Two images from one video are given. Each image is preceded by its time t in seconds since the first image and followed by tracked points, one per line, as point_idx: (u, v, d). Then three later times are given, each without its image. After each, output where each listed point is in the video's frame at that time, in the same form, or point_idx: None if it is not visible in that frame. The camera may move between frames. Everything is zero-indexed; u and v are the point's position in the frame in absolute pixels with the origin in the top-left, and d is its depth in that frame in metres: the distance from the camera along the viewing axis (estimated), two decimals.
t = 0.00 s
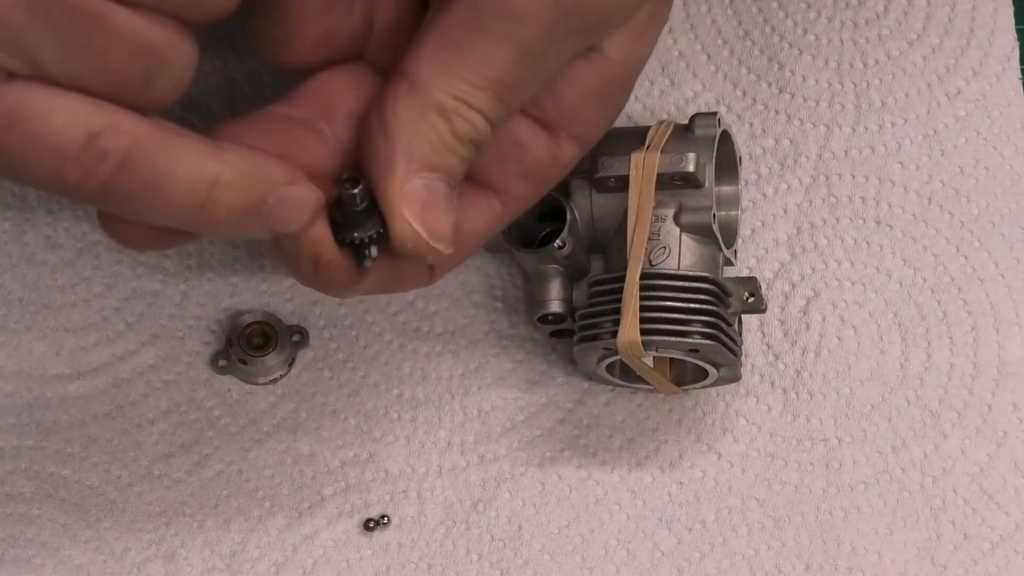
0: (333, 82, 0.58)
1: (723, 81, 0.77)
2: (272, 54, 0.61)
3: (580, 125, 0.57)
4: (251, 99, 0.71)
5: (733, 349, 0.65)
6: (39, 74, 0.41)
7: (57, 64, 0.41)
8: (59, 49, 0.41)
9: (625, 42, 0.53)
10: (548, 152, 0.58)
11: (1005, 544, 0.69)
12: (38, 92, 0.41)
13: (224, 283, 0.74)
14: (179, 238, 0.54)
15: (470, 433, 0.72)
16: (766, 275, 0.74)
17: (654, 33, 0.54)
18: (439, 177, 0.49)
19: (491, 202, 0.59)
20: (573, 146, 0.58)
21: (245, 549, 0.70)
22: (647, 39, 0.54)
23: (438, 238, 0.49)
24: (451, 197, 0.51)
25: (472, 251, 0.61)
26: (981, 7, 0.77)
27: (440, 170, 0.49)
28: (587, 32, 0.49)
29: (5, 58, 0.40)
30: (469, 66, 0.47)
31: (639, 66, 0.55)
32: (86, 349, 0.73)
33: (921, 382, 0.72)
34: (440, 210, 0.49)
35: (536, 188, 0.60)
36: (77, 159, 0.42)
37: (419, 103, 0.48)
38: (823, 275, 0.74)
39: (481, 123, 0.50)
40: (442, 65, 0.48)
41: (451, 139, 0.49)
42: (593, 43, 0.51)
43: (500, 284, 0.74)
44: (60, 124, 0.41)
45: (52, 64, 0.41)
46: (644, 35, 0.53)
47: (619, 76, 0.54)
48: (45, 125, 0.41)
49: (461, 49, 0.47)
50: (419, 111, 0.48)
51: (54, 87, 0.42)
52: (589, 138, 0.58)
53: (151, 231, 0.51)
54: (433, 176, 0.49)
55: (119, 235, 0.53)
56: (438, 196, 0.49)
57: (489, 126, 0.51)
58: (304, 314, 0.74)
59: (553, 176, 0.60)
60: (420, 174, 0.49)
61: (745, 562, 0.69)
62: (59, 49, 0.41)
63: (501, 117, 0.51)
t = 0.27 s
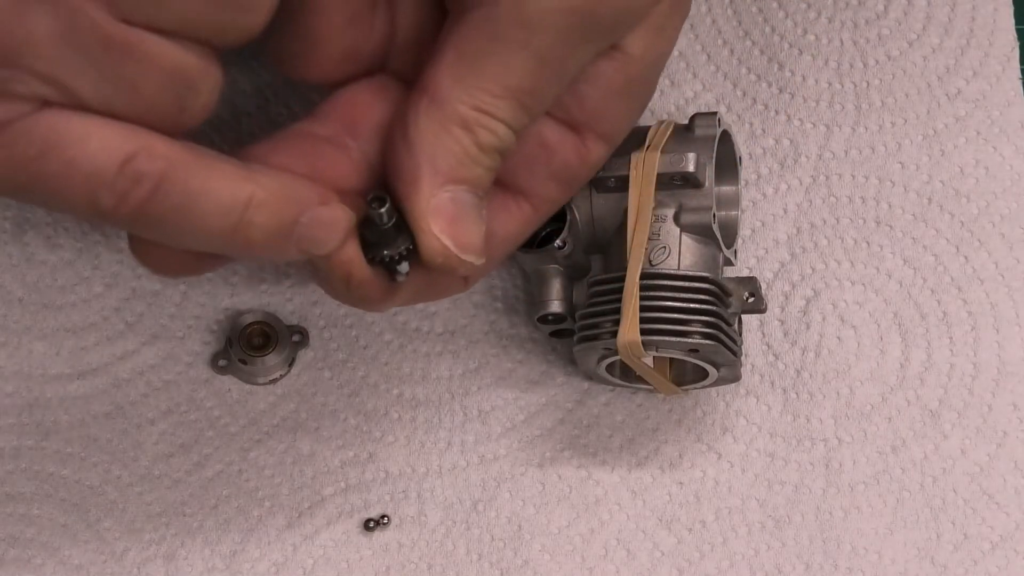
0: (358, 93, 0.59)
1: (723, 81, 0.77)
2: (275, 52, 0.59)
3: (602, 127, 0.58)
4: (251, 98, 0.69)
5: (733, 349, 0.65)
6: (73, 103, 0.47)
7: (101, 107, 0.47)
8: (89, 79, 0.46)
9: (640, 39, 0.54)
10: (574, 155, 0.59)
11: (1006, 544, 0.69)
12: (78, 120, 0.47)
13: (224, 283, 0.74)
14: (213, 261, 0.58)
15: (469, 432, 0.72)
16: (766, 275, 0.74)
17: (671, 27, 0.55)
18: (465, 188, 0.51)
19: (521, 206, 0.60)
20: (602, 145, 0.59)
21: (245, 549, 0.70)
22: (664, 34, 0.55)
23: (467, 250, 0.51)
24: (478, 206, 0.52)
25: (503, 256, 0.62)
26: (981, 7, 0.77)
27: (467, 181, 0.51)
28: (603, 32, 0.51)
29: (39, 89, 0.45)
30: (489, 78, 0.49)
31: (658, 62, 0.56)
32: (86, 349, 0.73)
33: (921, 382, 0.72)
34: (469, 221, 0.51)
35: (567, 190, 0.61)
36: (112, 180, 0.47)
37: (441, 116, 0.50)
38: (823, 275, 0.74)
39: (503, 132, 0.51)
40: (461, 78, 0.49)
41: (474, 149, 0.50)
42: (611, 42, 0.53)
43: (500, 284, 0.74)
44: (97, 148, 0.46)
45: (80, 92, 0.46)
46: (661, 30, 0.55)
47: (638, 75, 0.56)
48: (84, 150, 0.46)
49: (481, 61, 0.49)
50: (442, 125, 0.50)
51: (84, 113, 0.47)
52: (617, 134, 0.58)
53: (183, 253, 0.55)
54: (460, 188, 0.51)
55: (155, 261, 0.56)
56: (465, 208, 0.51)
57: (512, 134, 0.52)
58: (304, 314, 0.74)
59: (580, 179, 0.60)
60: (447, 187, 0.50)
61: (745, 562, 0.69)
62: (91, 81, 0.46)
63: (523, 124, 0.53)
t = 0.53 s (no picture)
0: (354, 100, 0.59)
1: (723, 81, 0.77)
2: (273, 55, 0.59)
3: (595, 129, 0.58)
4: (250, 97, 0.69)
5: (733, 349, 0.65)
6: (64, 109, 0.47)
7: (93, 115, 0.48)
8: (80, 85, 0.47)
9: (632, 41, 0.54)
10: (567, 156, 0.59)
11: (1005, 544, 0.69)
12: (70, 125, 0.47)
13: (224, 283, 0.74)
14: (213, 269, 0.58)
15: (470, 432, 0.72)
16: (766, 275, 0.74)
17: (663, 28, 0.55)
18: (458, 195, 0.51)
19: (513, 208, 0.60)
20: (592, 146, 0.59)
21: (245, 549, 0.70)
22: (656, 35, 0.55)
23: (461, 255, 0.51)
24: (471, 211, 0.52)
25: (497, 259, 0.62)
26: (981, 7, 0.77)
27: (459, 186, 0.51)
28: (594, 35, 0.50)
29: (32, 95, 0.46)
30: (481, 85, 0.49)
31: (650, 65, 0.56)
32: (86, 349, 0.73)
33: (921, 382, 0.72)
34: (463, 226, 0.51)
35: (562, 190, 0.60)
36: (102, 184, 0.47)
37: (434, 123, 0.49)
38: (823, 275, 0.74)
39: (495, 138, 0.51)
40: (453, 84, 0.49)
41: (467, 156, 0.50)
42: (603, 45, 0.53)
43: (500, 284, 0.74)
44: (89, 152, 0.47)
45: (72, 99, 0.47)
46: (653, 32, 0.55)
47: (631, 78, 0.55)
48: (74, 154, 0.47)
49: (473, 68, 0.48)
50: (435, 132, 0.49)
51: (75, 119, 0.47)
52: (609, 137, 0.58)
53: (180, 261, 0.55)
54: (453, 193, 0.51)
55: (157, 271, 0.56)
56: (458, 214, 0.51)
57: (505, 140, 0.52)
58: (304, 314, 0.74)
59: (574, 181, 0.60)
60: (439, 193, 0.50)
61: (745, 562, 0.69)
62: (83, 87, 0.47)
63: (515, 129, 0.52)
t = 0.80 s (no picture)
0: (372, 98, 0.60)
1: (723, 81, 0.77)
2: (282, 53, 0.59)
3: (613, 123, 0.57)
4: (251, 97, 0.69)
5: (733, 349, 0.65)
6: (87, 106, 0.49)
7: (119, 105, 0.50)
8: (104, 82, 0.48)
9: (650, 38, 0.54)
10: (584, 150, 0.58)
11: (1006, 544, 0.69)
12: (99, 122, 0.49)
13: (224, 283, 0.74)
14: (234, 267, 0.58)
15: (469, 432, 0.72)
16: (766, 275, 0.74)
17: (682, 24, 0.55)
18: (476, 190, 0.51)
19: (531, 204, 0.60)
20: (608, 142, 0.59)
21: (245, 548, 0.70)
22: (674, 32, 0.55)
23: (482, 253, 0.51)
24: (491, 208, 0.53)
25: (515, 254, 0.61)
26: (981, 7, 0.77)
27: (480, 185, 0.51)
28: (613, 32, 0.50)
29: (54, 91, 0.47)
30: (501, 83, 0.49)
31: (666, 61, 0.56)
32: (86, 349, 0.73)
33: (921, 382, 0.72)
34: (484, 224, 0.51)
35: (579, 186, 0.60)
36: (126, 180, 0.49)
37: (452, 119, 0.50)
38: (823, 275, 0.74)
39: (513, 134, 0.51)
40: (471, 81, 0.49)
41: (485, 151, 0.51)
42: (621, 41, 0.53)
43: (500, 284, 0.74)
44: (112, 147, 0.48)
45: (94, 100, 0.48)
46: (671, 29, 0.54)
47: (648, 75, 0.55)
48: (98, 149, 0.48)
49: (493, 67, 0.49)
50: (454, 128, 0.50)
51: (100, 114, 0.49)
52: (626, 133, 0.58)
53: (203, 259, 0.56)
54: (473, 191, 0.51)
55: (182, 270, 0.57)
56: (478, 211, 0.51)
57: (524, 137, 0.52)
58: (304, 314, 0.74)
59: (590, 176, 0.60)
60: (461, 191, 0.51)
61: (745, 562, 0.69)
62: (107, 84, 0.49)
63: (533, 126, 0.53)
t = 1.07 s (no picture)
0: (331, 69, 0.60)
1: (723, 81, 0.77)
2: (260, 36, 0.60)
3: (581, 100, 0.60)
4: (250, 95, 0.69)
5: (733, 349, 0.65)
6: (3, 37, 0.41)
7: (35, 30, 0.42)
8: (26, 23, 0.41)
9: (614, 13, 0.55)
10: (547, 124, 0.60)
11: (1005, 544, 0.69)
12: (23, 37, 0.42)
13: (224, 283, 0.74)
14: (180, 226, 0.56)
15: (470, 432, 0.72)
16: (766, 275, 0.74)
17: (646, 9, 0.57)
18: (427, 152, 0.49)
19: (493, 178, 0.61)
20: (573, 116, 0.60)
21: (245, 548, 0.70)
22: (640, 12, 0.57)
23: (430, 215, 0.48)
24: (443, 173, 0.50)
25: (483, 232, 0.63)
26: (981, 7, 0.77)
27: (433, 146, 0.49)
28: None
29: None
30: (454, 38, 0.48)
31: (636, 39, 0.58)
32: (86, 349, 0.73)
33: (921, 382, 0.72)
34: (432, 186, 0.48)
35: (546, 163, 0.62)
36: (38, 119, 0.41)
37: (404, 78, 0.48)
38: (823, 275, 0.74)
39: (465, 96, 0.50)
40: (425, 40, 0.48)
41: (436, 112, 0.49)
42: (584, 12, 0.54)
43: (500, 284, 0.74)
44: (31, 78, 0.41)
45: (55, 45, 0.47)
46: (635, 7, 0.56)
47: (610, 46, 0.57)
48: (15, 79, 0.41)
49: (446, 22, 0.48)
50: (404, 87, 0.48)
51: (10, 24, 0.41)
52: (590, 109, 0.60)
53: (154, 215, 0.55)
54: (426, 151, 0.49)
55: (125, 226, 0.55)
56: (425, 172, 0.48)
57: (477, 98, 0.51)
58: (304, 315, 0.74)
59: (558, 151, 0.61)
60: (408, 149, 0.48)
61: (745, 562, 0.69)
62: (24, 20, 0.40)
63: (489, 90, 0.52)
